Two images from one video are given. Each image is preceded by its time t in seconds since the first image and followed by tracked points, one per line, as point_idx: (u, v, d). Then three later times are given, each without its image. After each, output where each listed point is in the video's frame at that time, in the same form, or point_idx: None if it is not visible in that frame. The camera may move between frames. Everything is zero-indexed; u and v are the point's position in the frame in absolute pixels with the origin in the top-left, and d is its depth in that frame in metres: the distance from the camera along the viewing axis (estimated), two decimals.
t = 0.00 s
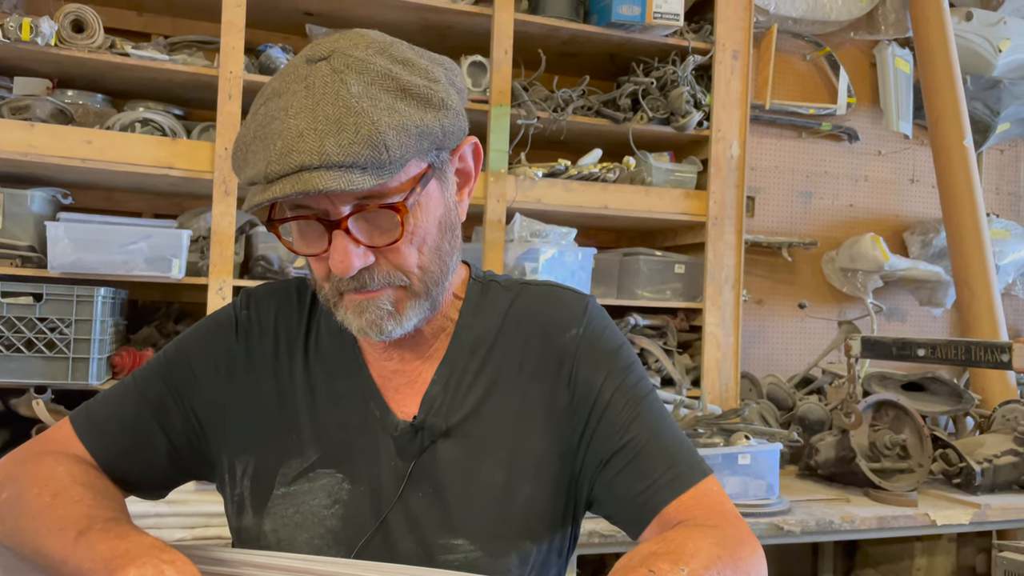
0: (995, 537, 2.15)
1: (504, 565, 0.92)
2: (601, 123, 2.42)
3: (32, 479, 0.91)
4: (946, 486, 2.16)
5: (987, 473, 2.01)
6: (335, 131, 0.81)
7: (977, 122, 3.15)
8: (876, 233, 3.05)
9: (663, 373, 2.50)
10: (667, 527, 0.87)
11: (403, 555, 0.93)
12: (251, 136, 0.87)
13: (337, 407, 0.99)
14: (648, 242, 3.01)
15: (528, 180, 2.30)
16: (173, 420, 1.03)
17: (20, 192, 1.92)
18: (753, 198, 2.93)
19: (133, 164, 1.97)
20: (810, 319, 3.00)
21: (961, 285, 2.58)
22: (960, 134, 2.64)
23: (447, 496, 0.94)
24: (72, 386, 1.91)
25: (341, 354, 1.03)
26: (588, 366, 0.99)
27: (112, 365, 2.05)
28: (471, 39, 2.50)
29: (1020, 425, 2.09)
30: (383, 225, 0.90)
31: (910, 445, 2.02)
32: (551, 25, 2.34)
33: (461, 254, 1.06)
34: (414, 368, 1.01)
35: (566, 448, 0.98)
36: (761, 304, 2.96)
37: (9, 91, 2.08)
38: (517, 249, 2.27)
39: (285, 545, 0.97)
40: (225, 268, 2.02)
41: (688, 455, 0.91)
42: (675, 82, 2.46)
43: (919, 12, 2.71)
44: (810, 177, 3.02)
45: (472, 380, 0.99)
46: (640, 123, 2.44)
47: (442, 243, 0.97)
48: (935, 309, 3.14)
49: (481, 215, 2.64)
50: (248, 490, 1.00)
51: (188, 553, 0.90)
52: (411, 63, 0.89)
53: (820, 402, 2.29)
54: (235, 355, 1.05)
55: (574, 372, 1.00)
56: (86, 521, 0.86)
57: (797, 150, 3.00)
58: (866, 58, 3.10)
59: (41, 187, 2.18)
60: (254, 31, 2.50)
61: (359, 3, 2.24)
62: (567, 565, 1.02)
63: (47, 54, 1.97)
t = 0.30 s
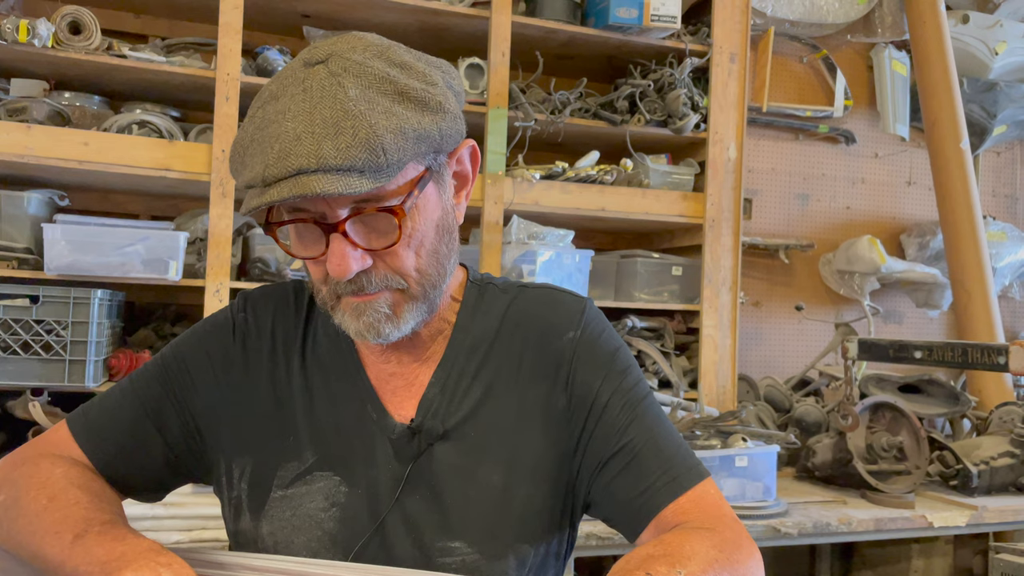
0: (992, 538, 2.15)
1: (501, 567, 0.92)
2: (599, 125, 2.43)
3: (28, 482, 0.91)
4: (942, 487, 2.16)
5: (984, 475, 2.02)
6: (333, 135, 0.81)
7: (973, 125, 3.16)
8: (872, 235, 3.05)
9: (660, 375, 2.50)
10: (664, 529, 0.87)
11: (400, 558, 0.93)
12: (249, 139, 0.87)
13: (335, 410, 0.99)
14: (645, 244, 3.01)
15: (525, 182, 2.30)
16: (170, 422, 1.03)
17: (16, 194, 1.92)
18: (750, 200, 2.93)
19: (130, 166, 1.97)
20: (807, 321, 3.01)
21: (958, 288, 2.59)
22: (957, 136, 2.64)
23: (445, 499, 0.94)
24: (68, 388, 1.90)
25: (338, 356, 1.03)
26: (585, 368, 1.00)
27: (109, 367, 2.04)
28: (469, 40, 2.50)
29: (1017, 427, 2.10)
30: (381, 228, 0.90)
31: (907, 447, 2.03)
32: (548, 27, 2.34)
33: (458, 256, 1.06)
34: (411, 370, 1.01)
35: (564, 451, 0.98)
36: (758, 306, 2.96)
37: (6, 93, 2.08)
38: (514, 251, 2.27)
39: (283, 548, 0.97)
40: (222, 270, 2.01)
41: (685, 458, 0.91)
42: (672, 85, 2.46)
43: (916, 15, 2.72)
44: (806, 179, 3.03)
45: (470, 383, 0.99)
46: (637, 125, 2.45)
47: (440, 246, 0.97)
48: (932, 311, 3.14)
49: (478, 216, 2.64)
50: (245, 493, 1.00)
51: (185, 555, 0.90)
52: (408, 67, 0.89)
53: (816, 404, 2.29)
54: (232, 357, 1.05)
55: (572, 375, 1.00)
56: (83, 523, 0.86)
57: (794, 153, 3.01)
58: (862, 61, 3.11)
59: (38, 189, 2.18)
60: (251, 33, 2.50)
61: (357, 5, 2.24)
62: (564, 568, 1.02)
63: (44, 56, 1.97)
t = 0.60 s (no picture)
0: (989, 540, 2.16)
1: (498, 568, 0.92)
2: (596, 126, 2.43)
3: (25, 483, 0.90)
4: (939, 488, 2.16)
5: (981, 476, 2.02)
6: (331, 135, 0.81)
7: (970, 126, 3.17)
8: (870, 237, 3.06)
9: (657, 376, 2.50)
10: (661, 530, 0.87)
11: (396, 559, 0.93)
12: (246, 140, 0.87)
13: (332, 411, 0.99)
14: (643, 246, 3.01)
15: (523, 183, 2.30)
16: (166, 423, 1.02)
17: (13, 195, 1.91)
18: (747, 201, 2.93)
19: (127, 167, 1.97)
20: (804, 322, 3.01)
21: (955, 289, 2.59)
22: (954, 137, 2.64)
23: (442, 500, 0.94)
24: (65, 389, 1.90)
25: (336, 357, 1.02)
26: (582, 370, 1.00)
27: (106, 368, 2.04)
28: (467, 41, 2.50)
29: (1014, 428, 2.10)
30: (379, 229, 0.90)
31: (904, 448, 2.03)
32: (546, 28, 2.35)
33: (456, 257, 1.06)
34: (408, 372, 1.01)
35: (561, 452, 0.98)
36: (756, 307, 2.96)
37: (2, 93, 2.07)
38: (512, 252, 2.26)
39: (279, 549, 0.97)
40: (220, 271, 2.01)
41: (683, 459, 0.91)
42: (670, 86, 2.47)
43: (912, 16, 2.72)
44: (804, 181, 3.03)
45: (467, 384, 0.99)
46: (635, 126, 2.45)
47: (437, 247, 0.97)
48: (929, 313, 3.15)
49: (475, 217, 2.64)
50: (242, 494, 1.00)
51: (182, 557, 0.90)
52: (406, 67, 0.89)
53: (814, 405, 2.29)
54: (229, 358, 1.05)
55: (569, 376, 1.00)
56: (79, 525, 0.86)
57: (791, 154, 3.01)
58: (859, 62, 3.11)
59: (35, 189, 2.17)
60: (248, 33, 2.49)
61: (355, 6, 2.24)
62: (561, 569, 1.02)
63: (41, 56, 1.97)
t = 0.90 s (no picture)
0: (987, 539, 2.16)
1: (497, 568, 0.92)
2: (595, 126, 2.42)
3: (24, 483, 0.90)
4: (938, 489, 2.16)
5: (979, 476, 2.03)
6: (335, 134, 0.81)
7: (968, 126, 3.17)
8: (868, 237, 3.06)
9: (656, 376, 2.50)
10: (660, 530, 0.87)
11: (395, 559, 0.93)
12: (249, 140, 0.87)
13: (332, 411, 0.99)
14: (641, 246, 3.02)
15: (521, 183, 2.30)
16: (165, 423, 1.02)
17: (11, 195, 1.91)
18: (746, 202, 2.93)
19: (126, 167, 1.96)
20: (802, 322, 3.01)
21: (953, 289, 2.59)
22: (952, 138, 2.65)
23: (440, 499, 0.93)
24: (63, 389, 1.90)
25: (335, 356, 1.02)
26: (582, 370, 1.00)
27: (104, 368, 2.03)
28: (465, 42, 2.50)
29: (1012, 428, 2.10)
30: (382, 228, 0.90)
31: (902, 448, 2.03)
32: (544, 29, 2.35)
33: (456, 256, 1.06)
34: (408, 371, 1.01)
35: (560, 451, 0.98)
36: (754, 307, 2.97)
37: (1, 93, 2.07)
38: (511, 252, 2.26)
39: (278, 548, 0.97)
40: (218, 271, 2.01)
41: (681, 459, 0.91)
42: (669, 86, 2.47)
43: (911, 17, 2.73)
44: (802, 181, 3.03)
45: (466, 383, 0.99)
46: (634, 126, 2.45)
47: (439, 247, 0.96)
48: (927, 313, 3.15)
49: (474, 217, 2.64)
50: (242, 493, 1.00)
51: (181, 557, 0.90)
52: (408, 67, 0.90)
53: (812, 406, 2.30)
54: (228, 358, 1.05)
55: (568, 376, 1.00)
56: (78, 525, 0.85)
57: (789, 154, 3.01)
58: (858, 62, 3.11)
59: (34, 189, 2.17)
60: (247, 33, 2.49)
61: (353, 6, 2.24)
62: (560, 568, 1.02)
63: (40, 56, 1.97)
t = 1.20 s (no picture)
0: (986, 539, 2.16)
1: (497, 566, 0.92)
2: (594, 126, 2.43)
3: (24, 483, 0.90)
4: (937, 488, 2.16)
5: (978, 476, 2.03)
6: (336, 124, 0.81)
7: (967, 126, 3.17)
8: (867, 237, 3.06)
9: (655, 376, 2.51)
10: (659, 530, 0.87)
11: (395, 558, 0.93)
12: (251, 130, 0.87)
13: (332, 410, 0.99)
14: (641, 246, 3.02)
15: (521, 183, 2.30)
16: (165, 421, 1.02)
17: (11, 194, 1.91)
18: (745, 202, 2.93)
19: (125, 166, 1.97)
20: (802, 322, 3.01)
21: (953, 289, 2.60)
22: (951, 137, 2.65)
23: (441, 498, 0.94)
24: (63, 389, 1.90)
25: (335, 356, 1.02)
26: (582, 370, 1.00)
27: (103, 368, 2.03)
28: (465, 41, 2.50)
29: (1011, 427, 2.11)
30: (379, 223, 0.90)
31: (902, 448, 2.03)
32: (544, 28, 2.35)
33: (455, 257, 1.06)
34: (407, 370, 1.01)
35: (560, 451, 0.98)
36: (754, 307, 2.97)
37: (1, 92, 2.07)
38: (510, 252, 2.27)
39: (279, 547, 0.97)
40: (218, 271, 2.01)
41: (681, 458, 0.91)
42: (668, 86, 2.47)
43: (910, 17, 2.73)
44: (802, 181, 3.03)
45: (466, 383, 0.99)
46: (633, 126, 2.45)
47: (436, 245, 0.96)
48: (926, 312, 3.15)
49: (474, 217, 2.64)
50: (242, 492, 1.00)
51: (180, 557, 0.90)
52: (412, 64, 0.90)
53: (811, 405, 2.30)
54: (228, 356, 1.05)
55: (568, 375, 1.00)
56: (78, 525, 0.86)
57: (789, 154, 3.01)
58: (857, 62, 3.12)
59: (33, 189, 2.17)
60: (247, 33, 2.49)
61: (353, 6, 2.24)
62: (560, 568, 1.02)
63: (39, 56, 1.97)
